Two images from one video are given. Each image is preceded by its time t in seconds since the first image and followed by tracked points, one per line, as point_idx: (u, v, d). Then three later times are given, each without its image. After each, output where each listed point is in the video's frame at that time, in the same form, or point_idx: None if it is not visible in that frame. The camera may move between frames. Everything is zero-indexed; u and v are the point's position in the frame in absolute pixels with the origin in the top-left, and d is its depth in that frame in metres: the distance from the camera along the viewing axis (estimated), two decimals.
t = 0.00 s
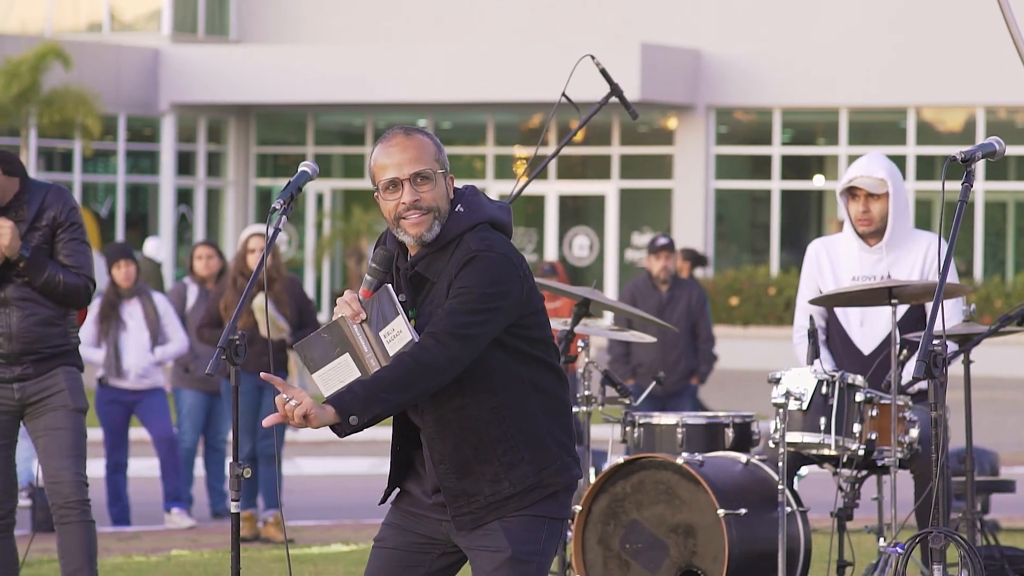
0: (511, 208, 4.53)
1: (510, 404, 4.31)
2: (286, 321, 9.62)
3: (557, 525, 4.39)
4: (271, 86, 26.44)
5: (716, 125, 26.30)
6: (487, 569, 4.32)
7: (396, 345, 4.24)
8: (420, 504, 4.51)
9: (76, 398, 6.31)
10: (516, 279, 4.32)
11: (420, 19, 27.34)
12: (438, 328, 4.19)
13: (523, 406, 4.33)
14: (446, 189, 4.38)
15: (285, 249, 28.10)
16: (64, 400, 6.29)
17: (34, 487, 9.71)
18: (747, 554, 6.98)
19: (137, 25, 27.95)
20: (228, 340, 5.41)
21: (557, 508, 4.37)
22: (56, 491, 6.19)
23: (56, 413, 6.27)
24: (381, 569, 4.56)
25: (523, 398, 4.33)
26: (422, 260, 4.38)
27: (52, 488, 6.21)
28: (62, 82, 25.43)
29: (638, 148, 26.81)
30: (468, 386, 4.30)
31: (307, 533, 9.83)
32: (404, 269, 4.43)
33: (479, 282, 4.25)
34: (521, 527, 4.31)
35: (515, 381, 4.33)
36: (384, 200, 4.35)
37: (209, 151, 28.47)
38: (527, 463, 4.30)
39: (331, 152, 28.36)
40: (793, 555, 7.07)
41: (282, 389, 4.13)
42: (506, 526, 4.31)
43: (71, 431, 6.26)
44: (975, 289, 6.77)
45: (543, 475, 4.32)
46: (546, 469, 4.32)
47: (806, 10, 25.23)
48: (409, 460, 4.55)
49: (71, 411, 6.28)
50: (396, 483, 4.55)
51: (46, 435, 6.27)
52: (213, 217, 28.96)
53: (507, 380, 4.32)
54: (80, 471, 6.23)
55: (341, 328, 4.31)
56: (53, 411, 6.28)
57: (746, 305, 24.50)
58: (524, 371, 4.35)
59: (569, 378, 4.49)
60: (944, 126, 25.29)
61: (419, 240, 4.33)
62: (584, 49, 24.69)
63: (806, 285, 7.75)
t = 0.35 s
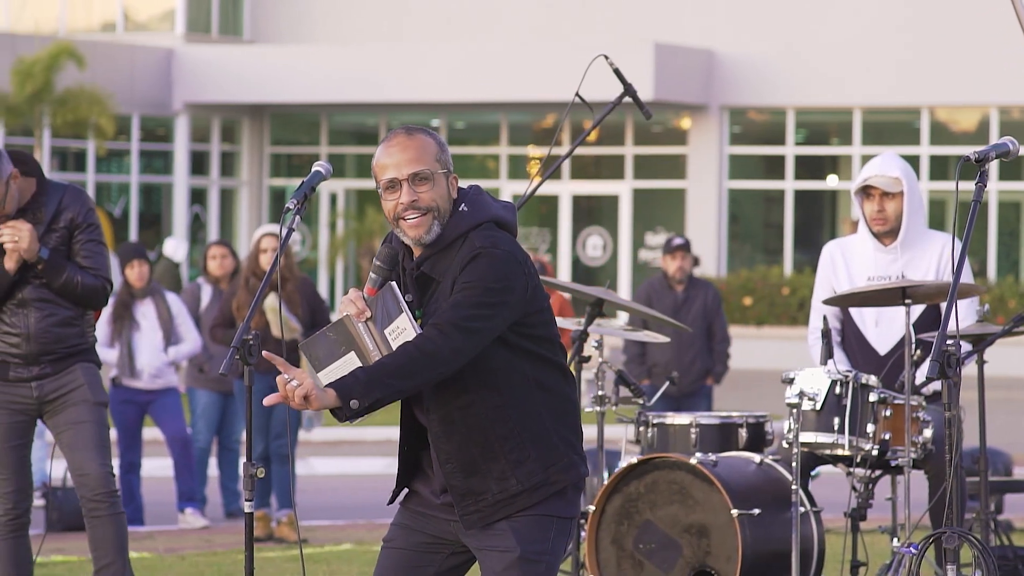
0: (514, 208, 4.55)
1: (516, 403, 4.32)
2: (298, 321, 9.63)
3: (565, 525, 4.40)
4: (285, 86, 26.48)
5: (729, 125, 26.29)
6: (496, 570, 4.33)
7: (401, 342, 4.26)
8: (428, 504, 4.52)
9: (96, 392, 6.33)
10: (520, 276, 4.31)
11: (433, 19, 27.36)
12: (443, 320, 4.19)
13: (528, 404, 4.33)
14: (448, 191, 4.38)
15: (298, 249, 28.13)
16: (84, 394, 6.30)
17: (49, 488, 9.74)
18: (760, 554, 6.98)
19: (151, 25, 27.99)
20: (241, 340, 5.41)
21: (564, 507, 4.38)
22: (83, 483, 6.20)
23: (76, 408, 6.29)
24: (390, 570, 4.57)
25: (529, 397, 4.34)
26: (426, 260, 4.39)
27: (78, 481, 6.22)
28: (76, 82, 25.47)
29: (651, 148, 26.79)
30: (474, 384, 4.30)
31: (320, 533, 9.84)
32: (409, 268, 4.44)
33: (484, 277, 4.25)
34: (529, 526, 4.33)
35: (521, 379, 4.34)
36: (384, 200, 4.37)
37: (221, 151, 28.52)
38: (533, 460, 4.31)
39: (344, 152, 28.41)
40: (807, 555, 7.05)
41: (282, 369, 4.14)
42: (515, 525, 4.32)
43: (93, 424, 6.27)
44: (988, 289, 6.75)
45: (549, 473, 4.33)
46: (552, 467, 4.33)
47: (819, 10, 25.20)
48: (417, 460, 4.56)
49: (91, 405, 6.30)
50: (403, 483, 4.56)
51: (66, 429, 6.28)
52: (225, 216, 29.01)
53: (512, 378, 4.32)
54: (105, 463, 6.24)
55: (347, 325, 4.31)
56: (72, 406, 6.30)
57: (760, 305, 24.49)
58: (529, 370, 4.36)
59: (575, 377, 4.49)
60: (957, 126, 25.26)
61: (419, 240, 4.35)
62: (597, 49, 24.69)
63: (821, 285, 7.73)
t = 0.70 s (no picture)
0: (504, 213, 4.48)
1: (499, 404, 4.30)
2: (298, 321, 9.65)
3: (557, 527, 4.41)
4: (286, 86, 26.50)
5: (729, 125, 26.29)
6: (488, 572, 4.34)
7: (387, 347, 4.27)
8: (422, 506, 4.53)
9: (103, 399, 6.34)
10: (501, 276, 4.27)
11: (434, 19, 27.37)
12: (414, 306, 4.14)
13: (512, 404, 4.32)
14: (435, 197, 4.36)
15: (298, 249, 28.12)
16: (91, 400, 6.31)
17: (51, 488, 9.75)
18: (761, 554, 6.98)
19: (151, 25, 27.99)
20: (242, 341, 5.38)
21: (556, 509, 4.38)
22: (87, 495, 6.22)
23: (83, 415, 6.30)
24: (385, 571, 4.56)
25: (513, 396, 4.33)
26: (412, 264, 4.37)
27: (82, 492, 6.24)
28: (76, 82, 25.45)
29: (652, 148, 26.78)
30: (454, 383, 4.30)
31: (320, 533, 9.84)
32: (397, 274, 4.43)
33: (460, 271, 4.22)
34: (518, 527, 4.33)
35: (502, 380, 4.32)
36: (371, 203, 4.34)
37: (222, 151, 28.55)
38: (517, 461, 4.30)
39: (344, 152, 28.43)
40: (807, 555, 7.05)
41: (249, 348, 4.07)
42: (507, 528, 4.33)
43: (99, 434, 6.29)
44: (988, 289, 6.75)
45: (536, 474, 4.32)
46: (538, 466, 4.33)
47: (820, 10, 25.20)
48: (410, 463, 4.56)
49: (98, 412, 6.31)
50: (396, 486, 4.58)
51: (75, 438, 6.30)
52: (226, 217, 29.03)
53: (494, 378, 4.31)
54: (109, 474, 6.26)
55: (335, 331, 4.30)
56: (80, 412, 6.31)
57: (760, 305, 24.50)
58: (512, 370, 4.34)
59: (564, 381, 4.47)
60: (958, 126, 25.27)
61: (406, 244, 4.32)
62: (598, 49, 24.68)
63: (821, 285, 7.73)
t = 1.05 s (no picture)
0: (487, 225, 4.50)
1: (485, 415, 4.30)
2: (298, 321, 9.65)
3: (550, 533, 4.41)
4: (286, 86, 26.50)
5: (729, 125, 26.29)
6: None
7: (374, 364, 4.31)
8: (416, 511, 4.55)
9: (114, 412, 6.34)
10: (482, 287, 4.27)
11: (435, 19, 27.37)
12: (392, 315, 4.13)
13: (499, 416, 4.32)
14: (416, 213, 4.37)
15: (298, 249, 28.11)
16: (103, 414, 6.31)
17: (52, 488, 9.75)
18: (761, 554, 6.98)
19: (151, 25, 27.99)
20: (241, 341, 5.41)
21: (549, 516, 4.38)
22: (91, 509, 6.23)
23: (96, 429, 6.30)
24: None
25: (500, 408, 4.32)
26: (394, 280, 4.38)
27: (86, 506, 6.24)
28: (77, 82, 25.42)
29: (653, 148, 26.79)
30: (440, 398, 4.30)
31: (320, 533, 9.84)
32: (381, 289, 4.45)
33: (438, 285, 4.22)
34: (510, 535, 4.34)
35: (487, 390, 4.31)
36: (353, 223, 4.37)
37: (222, 151, 28.56)
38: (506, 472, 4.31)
39: (344, 152, 28.46)
40: (807, 555, 7.06)
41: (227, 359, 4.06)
42: (499, 535, 4.34)
43: (111, 450, 6.29)
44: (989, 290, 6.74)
45: (525, 483, 4.32)
46: (528, 475, 4.33)
47: (820, 10, 25.19)
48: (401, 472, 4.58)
49: (109, 425, 6.32)
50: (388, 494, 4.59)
51: (83, 450, 6.29)
52: (225, 217, 29.04)
53: (479, 390, 4.31)
54: (115, 490, 6.26)
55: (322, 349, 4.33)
56: (91, 425, 6.31)
57: (760, 305, 24.50)
58: (497, 381, 4.33)
59: (553, 390, 4.46)
60: (958, 126, 25.27)
61: (390, 262, 4.33)
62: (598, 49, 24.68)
63: (821, 285, 7.75)
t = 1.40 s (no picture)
0: (482, 228, 4.50)
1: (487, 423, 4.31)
2: (297, 321, 9.66)
3: (547, 537, 4.39)
4: (286, 86, 26.51)
5: (730, 125, 26.29)
6: None
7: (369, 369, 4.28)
8: (411, 513, 4.55)
9: (118, 414, 6.34)
10: (485, 293, 4.28)
11: (434, 19, 27.37)
12: (406, 334, 4.16)
13: (502, 425, 4.33)
14: (412, 217, 4.38)
15: (298, 249, 28.11)
16: (106, 415, 6.31)
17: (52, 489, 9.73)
18: (761, 554, 6.98)
19: (151, 25, 28.00)
20: (241, 339, 5.42)
21: (547, 520, 4.38)
22: (93, 509, 6.21)
23: (99, 429, 6.30)
24: None
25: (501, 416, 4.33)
26: (393, 285, 4.39)
27: (89, 506, 6.23)
28: (77, 82, 25.42)
29: (653, 148, 26.79)
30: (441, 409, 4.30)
31: (320, 533, 9.84)
32: (378, 295, 4.45)
33: (441, 295, 4.23)
34: (507, 539, 4.32)
35: (490, 399, 4.32)
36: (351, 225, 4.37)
37: (222, 151, 28.57)
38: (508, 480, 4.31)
39: (344, 152, 28.47)
40: (807, 555, 7.05)
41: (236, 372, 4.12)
42: (495, 538, 4.32)
43: (115, 449, 6.29)
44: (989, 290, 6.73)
45: (524, 490, 4.32)
46: (528, 484, 4.33)
47: (820, 10, 25.18)
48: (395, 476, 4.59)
49: (112, 426, 6.32)
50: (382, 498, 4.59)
51: (86, 450, 6.29)
52: (226, 216, 29.05)
53: (482, 399, 4.31)
54: (118, 490, 6.26)
55: (318, 356, 4.31)
56: (94, 425, 6.30)
57: (760, 305, 24.51)
58: (500, 389, 4.34)
59: (552, 394, 4.47)
60: (958, 126, 25.27)
61: (387, 264, 4.34)
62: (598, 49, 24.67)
63: (821, 285, 7.75)
